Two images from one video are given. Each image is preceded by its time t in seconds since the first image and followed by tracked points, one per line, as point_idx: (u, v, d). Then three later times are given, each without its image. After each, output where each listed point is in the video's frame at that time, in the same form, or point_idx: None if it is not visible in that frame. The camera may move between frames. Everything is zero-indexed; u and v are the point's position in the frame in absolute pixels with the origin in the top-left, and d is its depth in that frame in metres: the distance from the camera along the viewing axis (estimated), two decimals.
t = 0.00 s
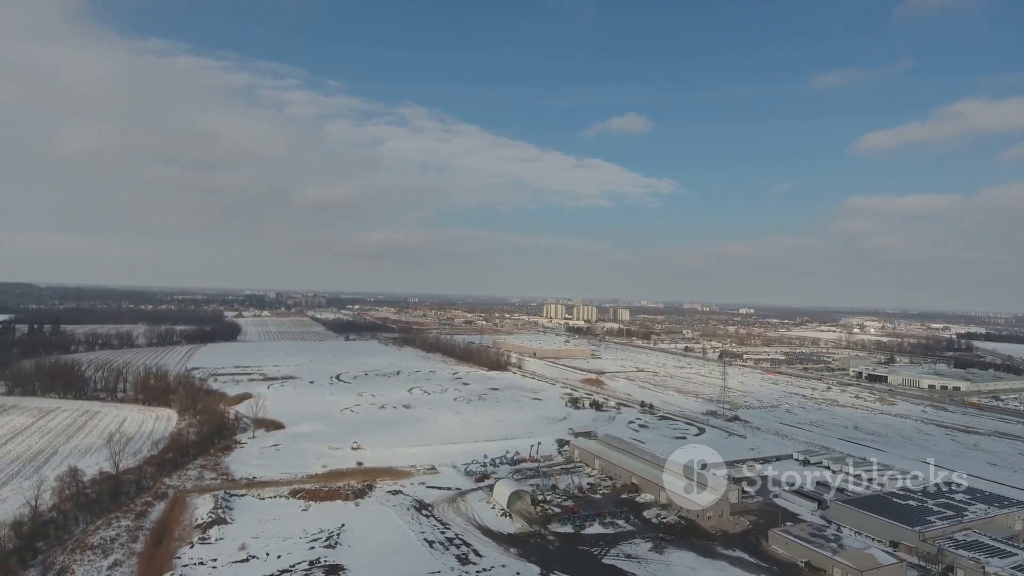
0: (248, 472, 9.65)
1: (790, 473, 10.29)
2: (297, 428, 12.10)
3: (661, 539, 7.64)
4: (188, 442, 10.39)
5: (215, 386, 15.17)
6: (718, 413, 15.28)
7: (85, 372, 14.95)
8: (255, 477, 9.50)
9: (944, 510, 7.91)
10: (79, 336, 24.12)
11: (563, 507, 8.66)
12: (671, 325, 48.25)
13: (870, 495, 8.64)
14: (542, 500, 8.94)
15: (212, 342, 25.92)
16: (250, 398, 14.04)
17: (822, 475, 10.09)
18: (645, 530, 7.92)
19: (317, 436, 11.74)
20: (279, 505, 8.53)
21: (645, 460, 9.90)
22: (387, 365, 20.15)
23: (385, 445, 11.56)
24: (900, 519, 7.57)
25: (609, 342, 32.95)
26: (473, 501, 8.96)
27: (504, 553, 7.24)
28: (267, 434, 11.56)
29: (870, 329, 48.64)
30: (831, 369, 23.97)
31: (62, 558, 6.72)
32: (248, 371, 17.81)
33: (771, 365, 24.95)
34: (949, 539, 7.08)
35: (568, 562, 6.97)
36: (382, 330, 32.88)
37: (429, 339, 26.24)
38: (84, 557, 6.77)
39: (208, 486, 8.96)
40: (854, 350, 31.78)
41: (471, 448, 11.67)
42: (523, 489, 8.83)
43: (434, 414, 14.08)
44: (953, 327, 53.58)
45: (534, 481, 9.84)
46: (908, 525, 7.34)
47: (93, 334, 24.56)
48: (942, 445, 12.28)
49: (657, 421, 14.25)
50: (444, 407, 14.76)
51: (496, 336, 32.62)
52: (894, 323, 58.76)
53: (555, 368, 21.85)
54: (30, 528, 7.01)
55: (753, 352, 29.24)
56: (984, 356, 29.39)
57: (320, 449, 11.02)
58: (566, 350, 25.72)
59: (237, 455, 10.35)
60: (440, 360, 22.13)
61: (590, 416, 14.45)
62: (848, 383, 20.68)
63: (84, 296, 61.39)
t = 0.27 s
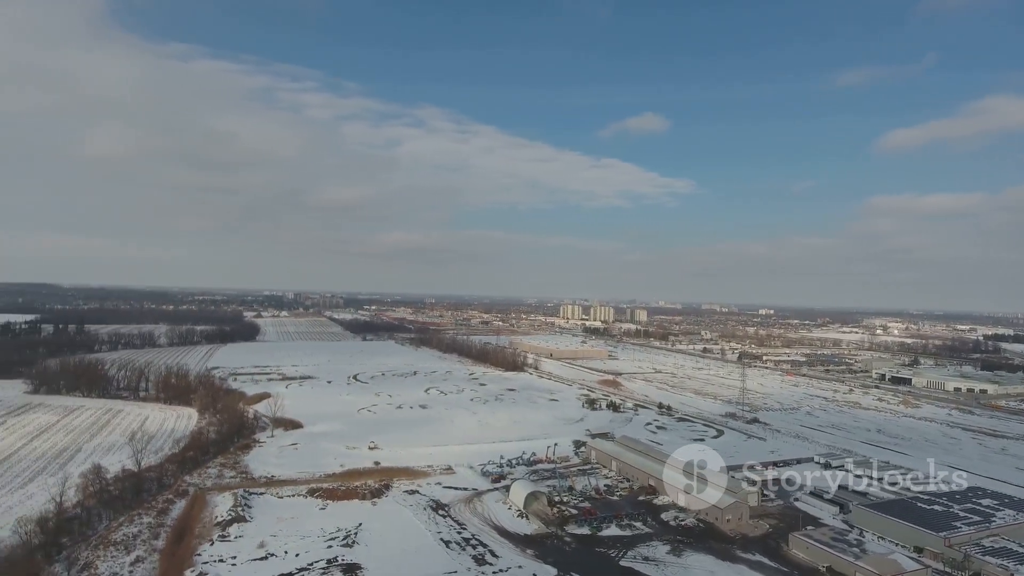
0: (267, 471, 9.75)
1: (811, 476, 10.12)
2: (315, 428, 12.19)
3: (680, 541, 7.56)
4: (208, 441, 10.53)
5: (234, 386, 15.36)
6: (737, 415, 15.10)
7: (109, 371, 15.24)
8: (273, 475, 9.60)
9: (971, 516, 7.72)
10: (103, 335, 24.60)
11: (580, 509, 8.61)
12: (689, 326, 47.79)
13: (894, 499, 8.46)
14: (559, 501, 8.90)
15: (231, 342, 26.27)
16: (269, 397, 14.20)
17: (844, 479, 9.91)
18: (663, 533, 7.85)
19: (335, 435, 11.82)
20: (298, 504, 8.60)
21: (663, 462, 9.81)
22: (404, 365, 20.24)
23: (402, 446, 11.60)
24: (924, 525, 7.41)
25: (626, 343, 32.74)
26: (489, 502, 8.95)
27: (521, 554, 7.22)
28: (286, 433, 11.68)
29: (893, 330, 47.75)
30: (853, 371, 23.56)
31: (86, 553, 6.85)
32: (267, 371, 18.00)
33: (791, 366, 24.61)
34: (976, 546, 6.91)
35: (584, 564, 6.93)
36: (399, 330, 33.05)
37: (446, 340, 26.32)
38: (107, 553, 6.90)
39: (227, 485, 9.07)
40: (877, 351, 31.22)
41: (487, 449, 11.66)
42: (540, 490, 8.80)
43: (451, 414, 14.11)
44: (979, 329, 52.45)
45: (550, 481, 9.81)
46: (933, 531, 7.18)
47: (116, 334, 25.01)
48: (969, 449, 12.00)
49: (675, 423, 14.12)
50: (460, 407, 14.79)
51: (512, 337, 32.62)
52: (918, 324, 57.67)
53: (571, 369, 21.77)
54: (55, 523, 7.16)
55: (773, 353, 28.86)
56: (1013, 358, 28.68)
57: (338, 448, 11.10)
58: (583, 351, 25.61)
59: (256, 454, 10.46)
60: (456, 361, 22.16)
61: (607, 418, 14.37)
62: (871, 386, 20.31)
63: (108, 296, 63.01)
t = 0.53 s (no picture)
0: (285, 470, 9.84)
1: (833, 479, 9.94)
2: (332, 427, 12.28)
3: (698, 545, 7.48)
4: (227, 439, 10.66)
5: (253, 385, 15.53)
6: (756, 417, 14.90)
7: (131, 370, 15.51)
8: (291, 474, 9.69)
9: (997, 522, 7.53)
10: (126, 335, 25.04)
11: (597, 511, 8.56)
12: (708, 327, 47.30)
13: (918, 504, 8.28)
14: (575, 502, 8.86)
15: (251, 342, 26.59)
16: (287, 396, 14.35)
17: (867, 483, 9.72)
18: (680, 536, 7.77)
19: (352, 435, 11.90)
20: (315, 503, 8.67)
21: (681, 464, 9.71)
22: (420, 365, 20.31)
23: (418, 445, 11.64)
24: (949, 530, 7.24)
25: (643, 344, 32.53)
26: (505, 502, 8.94)
27: (537, 555, 7.20)
28: (303, 432, 11.78)
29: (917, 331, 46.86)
30: (876, 373, 23.14)
31: (109, 549, 6.97)
32: (286, 371, 18.18)
33: (812, 368, 24.25)
34: (1004, 554, 6.73)
35: (601, 566, 6.89)
36: (416, 331, 33.19)
37: (462, 340, 26.36)
38: (129, 549, 7.01)
39: (246, 483, 9.17)
40: (900, 353, 30.64)
41: (504, 450, 11.65)
42: (556, 491, 8.76)
43: (467, 414, 14.12)
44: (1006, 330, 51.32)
45: (567, 483, 9.76)
46: (959, 537, 7.01)
47: (139, 334, 25.45)
48: (997, 453, 11.71)
49: (693, 424, 13.98)
50: (476, 408, 14.80)
51: (529, 337, 32.59)
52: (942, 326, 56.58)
53: (588, 370, 21.67)
54: (79, 519, 7.29)
55: (793, 355, 28.46)
56: None
57: (355, 448, 11.17)
58: (600, 352, 25.48)
59: (274, 453, 10.57)
60: (472, 361, 22.19)
61: (624, 419, 14.28)
62: (894, 388, 19.93)
63: (130, 296, 64.24)
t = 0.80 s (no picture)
0: (305, 468, 9.95)
1: (858, 483, 9.74)
2: (352, 426, 12.38)
3: (719, 548, 7.38)
4: (249, 438, 10.80)
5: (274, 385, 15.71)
6: (779, 419, 14.68)
7: (156, 370, 15.79)
8: (311, 473, 9.78)
9: None
10: (151, 335, 25.52)
11: (616, 512, 8.50)
12: (729, 328, 46.68)
13: (947, 510, 8.07)
14: (594, 504, 8.81)
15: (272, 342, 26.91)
16: (308, 396, 14.49)
17: (894, 487, 9.51)
18: (701, 538, 7.68)
19: (372, 434, 11.98)
20: (335, 501, 8.74)
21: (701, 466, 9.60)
22: (439, 365, 20.38)
23: (437, 445, 11.67)
24: (980, 537, 7.04)
25: (663, 345, 32.26)
26: (524, 503, 8.92)
27: (555, 556, 7.16)
28: (324, 431, 11.90)
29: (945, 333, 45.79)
30: (903, 375, 22.64)
31: (134, 545, 7.10)
32: (306, 370, 18.37)
33: (836, 370, 23.81)
34: None
35: (620, 568, 6.83)
36: (435, 331, 33.34)
37: (481, 341, 26.39)
38: (154, 545, 7.13)
39: (268, 481, 9.29)
40: (928, 355, 29.95)
41: (522, 450, 11.63)
42: (576, 492, 8.72)
43: (485, 415, 14.13)
44: None
45: (586, 484, 9.71)
46: (990, 543, 6.81)
47: (164, 334, 25.91)
48: None
49: (714, 426, 13.82)
50: (494, 408, 14.79)
51: (547, 338, 32.50)
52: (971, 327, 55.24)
53: (607, 371, 21.55)
54: (105, 515, 7.43)
55: (817, 356, 28.00)
56: None
57: (375, 447, 11.24)
58: (619, 353, 25.33)
59: (295, 452, 10.68)
60: (491, 362, 22.20)
61: (643, 420, 14.17)
62: (921, 391, 19.48)
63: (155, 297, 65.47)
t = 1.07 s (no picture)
0: (323, 467, 10.03)
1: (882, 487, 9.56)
2: (369, 426, 12.45)
3: (739, 551, 7.29)
4: (269, 437, 10.92)
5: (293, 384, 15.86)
6: (800, 422, 14.47)
7: (177, 369, 16.04)
8: (329, 472, 9.86)
9: None
10: (172, 335, 25.91)
11: (634, 514, 8.43)
12: (748, 329, 46.09)
13: (975, 515, 7.88)
14: (612, 505, 8.74)
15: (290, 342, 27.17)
16: (326, 396, 14.59)
17: (919, 492, 9.31)
18: (720, 541, 7.59)
19: (389, 434, 12.04)
20: (353, 501, 8.80)
21: (720, 468, 9.50)
22: (456, 366, 20.41)
23: (453, 446, 11.69)
24: (1009, 543, 6.86)
25: (682, 346, 31.98)
26: (541, 504, 8.89)
27: (573, 557, 7.13)
28: (342, 431, 11.98)
29: (972, 334, 44.75)
30: (928, 377, 22.17)
31: (156, 542, 7.21)
32: (325, 370, 18.52)
33: (859, 371, 23.41)
34: None
35: (637, 570, 6.78)
36: (452, 331, 33.43)
37: (498, 341, 26.37)
38: (175, 542, 7.24)
39: (286, 480, 9.38)
40: (954, 357, 29.30)
41: (539, 451, 11.60)
42: (593, 494, 8.67)
43: (502, 415, 14.12)
44: None
45: (603, 485, 9.65)
46: (1020, 550, 6.63)
47: (185, 334, 26.29)
48: None
49: (734, 428, 13.66)
50: (511, 409, 14.78)
51: (565, 339, 32.39)
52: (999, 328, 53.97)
53: (625, 371, 21.42)
54: (128, 512, 7.56)
55: (839, 358, 27.55)
56: None
57: (392, 447, 11.30)
58: (637, 353, 25.17)
59: (313, 451, 10.77)
60: (508, 362, 22.18)
61: (661, 422, 14.05)
62: (947, 393, 19.06)
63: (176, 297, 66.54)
